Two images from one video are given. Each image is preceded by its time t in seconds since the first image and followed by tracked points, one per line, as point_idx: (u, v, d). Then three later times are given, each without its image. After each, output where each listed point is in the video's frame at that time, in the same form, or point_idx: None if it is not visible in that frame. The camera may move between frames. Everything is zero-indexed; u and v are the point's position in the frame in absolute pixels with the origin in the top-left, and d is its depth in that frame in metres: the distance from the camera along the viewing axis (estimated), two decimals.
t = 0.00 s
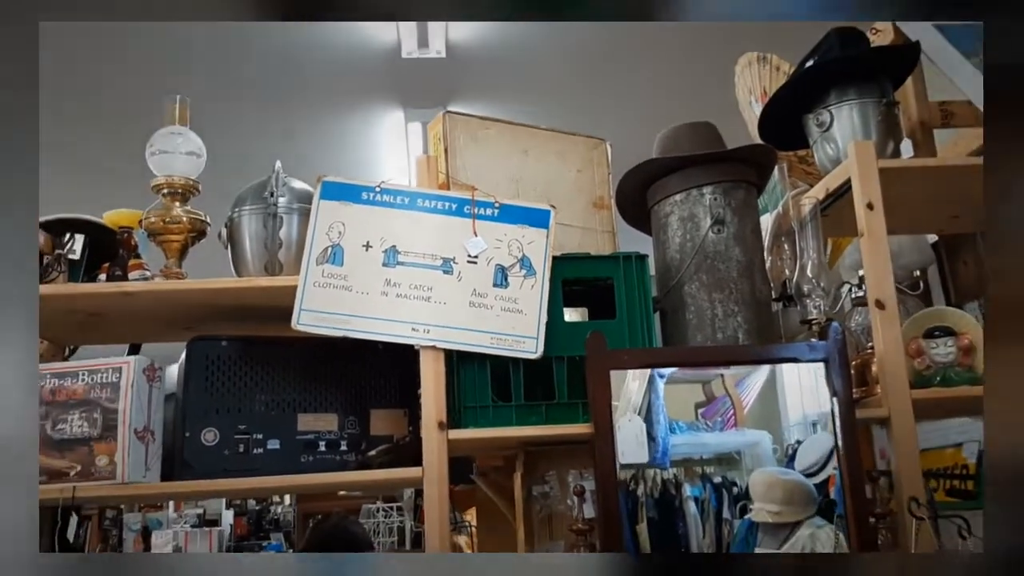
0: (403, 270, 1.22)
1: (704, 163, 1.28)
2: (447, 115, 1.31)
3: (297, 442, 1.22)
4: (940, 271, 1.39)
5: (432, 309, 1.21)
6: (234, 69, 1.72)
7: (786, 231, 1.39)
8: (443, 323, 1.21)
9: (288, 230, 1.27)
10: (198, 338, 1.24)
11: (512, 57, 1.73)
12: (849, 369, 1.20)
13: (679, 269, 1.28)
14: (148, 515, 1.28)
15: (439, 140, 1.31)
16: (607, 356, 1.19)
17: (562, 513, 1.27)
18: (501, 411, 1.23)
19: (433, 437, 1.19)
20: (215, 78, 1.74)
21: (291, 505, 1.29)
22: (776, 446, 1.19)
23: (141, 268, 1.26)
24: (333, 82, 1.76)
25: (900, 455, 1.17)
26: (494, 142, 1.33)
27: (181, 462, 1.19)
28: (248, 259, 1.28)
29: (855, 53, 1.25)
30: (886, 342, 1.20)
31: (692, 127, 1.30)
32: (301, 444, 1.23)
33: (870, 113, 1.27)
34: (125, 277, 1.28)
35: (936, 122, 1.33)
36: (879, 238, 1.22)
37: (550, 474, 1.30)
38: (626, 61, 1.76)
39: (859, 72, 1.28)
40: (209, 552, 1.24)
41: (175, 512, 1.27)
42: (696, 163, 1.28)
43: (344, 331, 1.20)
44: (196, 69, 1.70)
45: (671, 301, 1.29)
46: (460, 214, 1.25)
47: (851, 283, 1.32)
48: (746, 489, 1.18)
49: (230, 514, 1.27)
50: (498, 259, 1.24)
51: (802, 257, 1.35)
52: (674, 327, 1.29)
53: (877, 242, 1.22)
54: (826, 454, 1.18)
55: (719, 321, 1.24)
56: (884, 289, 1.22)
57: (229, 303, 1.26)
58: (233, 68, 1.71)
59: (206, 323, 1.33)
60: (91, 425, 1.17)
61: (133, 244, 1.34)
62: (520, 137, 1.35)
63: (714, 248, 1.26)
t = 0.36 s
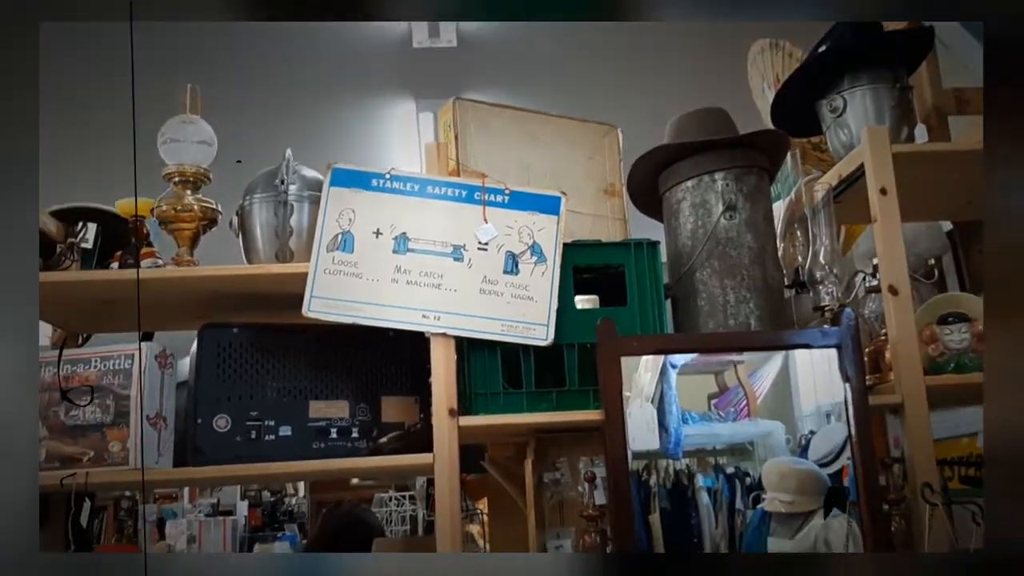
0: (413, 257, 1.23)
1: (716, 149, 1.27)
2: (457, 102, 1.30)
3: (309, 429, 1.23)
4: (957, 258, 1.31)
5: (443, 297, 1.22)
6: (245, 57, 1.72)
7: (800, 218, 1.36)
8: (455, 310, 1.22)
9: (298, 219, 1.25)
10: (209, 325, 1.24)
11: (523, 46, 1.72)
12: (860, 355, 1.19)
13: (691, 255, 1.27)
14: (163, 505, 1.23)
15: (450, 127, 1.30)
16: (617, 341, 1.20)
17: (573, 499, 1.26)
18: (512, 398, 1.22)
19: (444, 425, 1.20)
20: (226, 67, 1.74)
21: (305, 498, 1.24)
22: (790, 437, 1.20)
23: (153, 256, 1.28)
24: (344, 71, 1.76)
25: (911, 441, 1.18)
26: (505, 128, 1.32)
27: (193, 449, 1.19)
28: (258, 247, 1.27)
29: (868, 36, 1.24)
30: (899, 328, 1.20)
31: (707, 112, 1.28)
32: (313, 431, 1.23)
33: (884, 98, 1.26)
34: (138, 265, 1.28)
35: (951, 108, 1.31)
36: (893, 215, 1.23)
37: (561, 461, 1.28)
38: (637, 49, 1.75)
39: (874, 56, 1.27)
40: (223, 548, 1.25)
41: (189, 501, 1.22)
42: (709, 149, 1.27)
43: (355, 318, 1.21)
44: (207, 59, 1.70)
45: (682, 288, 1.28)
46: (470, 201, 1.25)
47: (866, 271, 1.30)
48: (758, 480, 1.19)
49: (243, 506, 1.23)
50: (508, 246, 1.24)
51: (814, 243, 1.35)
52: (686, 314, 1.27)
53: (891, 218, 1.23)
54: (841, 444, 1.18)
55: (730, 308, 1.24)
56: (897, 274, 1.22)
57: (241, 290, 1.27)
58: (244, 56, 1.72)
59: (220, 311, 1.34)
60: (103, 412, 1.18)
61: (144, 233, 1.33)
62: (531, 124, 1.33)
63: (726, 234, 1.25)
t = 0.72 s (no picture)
0: (421, 229, 1.21)
1: (727, 118, 1.25)
2: (464, 73, 1.29)
3: (319, 400, 1.23)
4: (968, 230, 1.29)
5: (451, 268, 1.21)
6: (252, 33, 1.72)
7: (810, 189, 1.35)
8: (462, 282, 1.21)
9: (306, 190, 1.26)
10: (218, 297, 1.25)
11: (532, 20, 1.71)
12: (871, 326, 1.18)
13: (701, 227, 1.27)
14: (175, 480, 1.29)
15: (458, 97, 1.30)
16: (628, 314, 1.18)
17: (582, 470, 1.28)
18: (521, 369, 1.23)
19: (452, 394, 1.19)
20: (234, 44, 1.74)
21: (315, 472, 1.37)
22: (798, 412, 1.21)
23: (161, 228, 1.27)
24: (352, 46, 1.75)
25: (922, 416, 1.15)
26: (513, 99, 1.32)
27: (204, 419, 1.20)
28: (267, 219, 1.28)
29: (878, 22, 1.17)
30: (911, 300, 1.19)
31: (717, 82, 1.28)
32: (322, 401, 1.23)
33: (897, 67, 1.23)
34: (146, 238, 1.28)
35: (963, 80, 1.27)
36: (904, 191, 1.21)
37: (570, 432, 1.29)
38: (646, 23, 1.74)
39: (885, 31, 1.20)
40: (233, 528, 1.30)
41: (200, 476, 1.29)
42: (720, 118, 1.26)
43: (363, 289, 1.20)
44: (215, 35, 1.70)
45: (692, 260, 1.28)
46: (479, 171, 1.23)
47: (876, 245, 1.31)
48: (767, 455, 1.21)
49: (254, 481, 1.35)
50: (517, 217, 1.23)
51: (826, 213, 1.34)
52: (695, 285, 1.28)
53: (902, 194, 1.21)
54: (849, 418, 1.18)
55: (740, 280, 1.23)
56: (909, 245, 1.20)
57: (250, 261, 1.27)
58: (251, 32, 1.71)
59: (229, 282, 1.34)
60: (114, 381, 1.17)
61: (152, 204, 1.34)
62: (539, 95, 1.33)
63: (736, 205, 1.24)
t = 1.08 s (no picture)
0: (433, 196, 1.21)
1: (740, 86, 1.25)
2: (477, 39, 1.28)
3: (332, 368, 1.24)
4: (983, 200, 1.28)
5: (464, 237, 1.21)
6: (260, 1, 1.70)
7: (824, 157, 1.36)
8: (474, 250, 1.21)
9: (318, 159, 1.26)
10: (231, 265, 1.24)
11: None
12: (884, 295, 1.19)
13: (714, 195, 1.26)
14: (187, 451, 1.22)
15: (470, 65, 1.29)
16: (640, 281, 1.19)
17: (594, 439, 1.29)
18: (533, 337, 1.23)
19: (465, 361, 1.20)
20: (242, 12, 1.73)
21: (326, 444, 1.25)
22: (808, 384, 1.22)
23: (173, 198, 1.27)
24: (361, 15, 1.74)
25: (935, 383, 1.16)
26: (524, 66, 1.30)
27: (218, 386, 1.20)
28: (278, 186, 1.27)
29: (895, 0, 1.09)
30: (925, 271, 1.19)
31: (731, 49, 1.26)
32: (335, 369, 1.24)
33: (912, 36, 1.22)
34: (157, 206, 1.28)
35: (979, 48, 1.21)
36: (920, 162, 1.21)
37: (581, 401, 1.29)
38: None
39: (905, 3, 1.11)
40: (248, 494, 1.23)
41: (212, 446, 1.24)
42: (733, 85, 1.25)
43: (376, 257, 1.20)
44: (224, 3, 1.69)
45: (704, 228, 1.27)
46: (491, 139, 1.23)
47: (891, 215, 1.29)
48: (776, 426, 1.21)
49: (265, 452, 1.23)
50: (529, 185, 1.23)
51: (839, 182, 1.34)
52: (707, 254, 1.26)
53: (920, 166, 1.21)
54: (861, 388, 1.19)
55: (753, 249, 1.23)
56: (923, 214, 1.21)
57: (262, 229, 1.27)
58: None
59: (241, 251, 1.34)
60: (128, 348, 1.18)
61: (164, 172, 1.30)
62: (551, 62, 1.32)
63: (750, 173, 1.24)
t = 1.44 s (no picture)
0: (441, 166, 1.20)
1: (750, 54, 1.23)
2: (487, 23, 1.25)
3: (340, 339, 1.24)
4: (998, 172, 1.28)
5: (472, 207, 1.20)
6: None
7: (836, 128, 1.34)
8: (483, 220, 1.20)
9: (325, 128, 1.25)
10: (239, 236, 1.24)
11: None
12: (895, 265, 1.18)
13: (724, 165, 1.25)
14: (195, 424, 1.21)
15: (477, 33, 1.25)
16: (649, 252, 1.18)
17: (602, 410, 1.28)
18: (541, 308, 1.22)
19: (473, 333, 1.20)
20: None
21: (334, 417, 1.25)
22: (816, 357, 1.21)
23: (181, 167, 1.29)
24: None
25: (946, 354, 1.16)
26: (534, 33, 1.28)
27: (227, 356, 1.19)
28: (285, 156, 1.27)
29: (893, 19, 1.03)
30: (937, 241, 1.19)
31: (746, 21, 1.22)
32: (343, 340, 1.24)
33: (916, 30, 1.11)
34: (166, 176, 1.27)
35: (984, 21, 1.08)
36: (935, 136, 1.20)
37: (589, 372, 1.29)
38: None
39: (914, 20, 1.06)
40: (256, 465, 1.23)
41: (220, 419, 1.23)
42: (745, 53, 1.23)
43: (384, 228, 1.19)
44: None
45: (714, 198, 1.26)
46: (499, 108, 1.22)
47: (900, 188, 1.28)
48: (784, 399, 1.21)
49: (274, 425, 1.23)
50: (538, 155, 1.22)
51: (851, 151, 1.33)
52: (718, 224, 1.26)
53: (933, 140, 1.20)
54: (869, 361, 1.18)
55: (764, 219, 1.22)
56: (935, 184, 1.20)
57: (270, 199, 1.26)
58: None
59: (251, 221, 1.34)
60: (137, 319, 1.18)
61: (171, 143, 1.31)
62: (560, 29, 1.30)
63: (761, 142, 1.23)
